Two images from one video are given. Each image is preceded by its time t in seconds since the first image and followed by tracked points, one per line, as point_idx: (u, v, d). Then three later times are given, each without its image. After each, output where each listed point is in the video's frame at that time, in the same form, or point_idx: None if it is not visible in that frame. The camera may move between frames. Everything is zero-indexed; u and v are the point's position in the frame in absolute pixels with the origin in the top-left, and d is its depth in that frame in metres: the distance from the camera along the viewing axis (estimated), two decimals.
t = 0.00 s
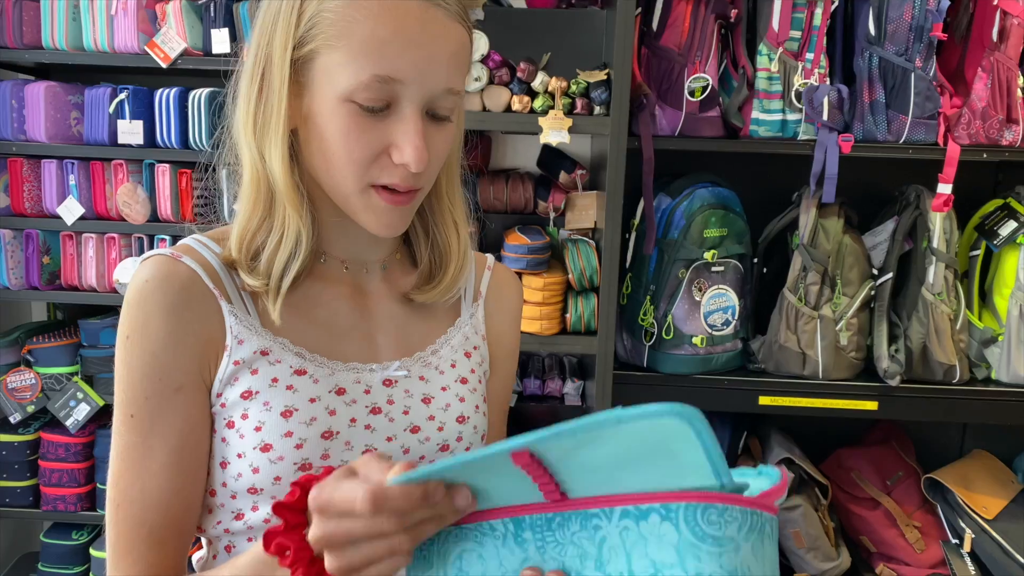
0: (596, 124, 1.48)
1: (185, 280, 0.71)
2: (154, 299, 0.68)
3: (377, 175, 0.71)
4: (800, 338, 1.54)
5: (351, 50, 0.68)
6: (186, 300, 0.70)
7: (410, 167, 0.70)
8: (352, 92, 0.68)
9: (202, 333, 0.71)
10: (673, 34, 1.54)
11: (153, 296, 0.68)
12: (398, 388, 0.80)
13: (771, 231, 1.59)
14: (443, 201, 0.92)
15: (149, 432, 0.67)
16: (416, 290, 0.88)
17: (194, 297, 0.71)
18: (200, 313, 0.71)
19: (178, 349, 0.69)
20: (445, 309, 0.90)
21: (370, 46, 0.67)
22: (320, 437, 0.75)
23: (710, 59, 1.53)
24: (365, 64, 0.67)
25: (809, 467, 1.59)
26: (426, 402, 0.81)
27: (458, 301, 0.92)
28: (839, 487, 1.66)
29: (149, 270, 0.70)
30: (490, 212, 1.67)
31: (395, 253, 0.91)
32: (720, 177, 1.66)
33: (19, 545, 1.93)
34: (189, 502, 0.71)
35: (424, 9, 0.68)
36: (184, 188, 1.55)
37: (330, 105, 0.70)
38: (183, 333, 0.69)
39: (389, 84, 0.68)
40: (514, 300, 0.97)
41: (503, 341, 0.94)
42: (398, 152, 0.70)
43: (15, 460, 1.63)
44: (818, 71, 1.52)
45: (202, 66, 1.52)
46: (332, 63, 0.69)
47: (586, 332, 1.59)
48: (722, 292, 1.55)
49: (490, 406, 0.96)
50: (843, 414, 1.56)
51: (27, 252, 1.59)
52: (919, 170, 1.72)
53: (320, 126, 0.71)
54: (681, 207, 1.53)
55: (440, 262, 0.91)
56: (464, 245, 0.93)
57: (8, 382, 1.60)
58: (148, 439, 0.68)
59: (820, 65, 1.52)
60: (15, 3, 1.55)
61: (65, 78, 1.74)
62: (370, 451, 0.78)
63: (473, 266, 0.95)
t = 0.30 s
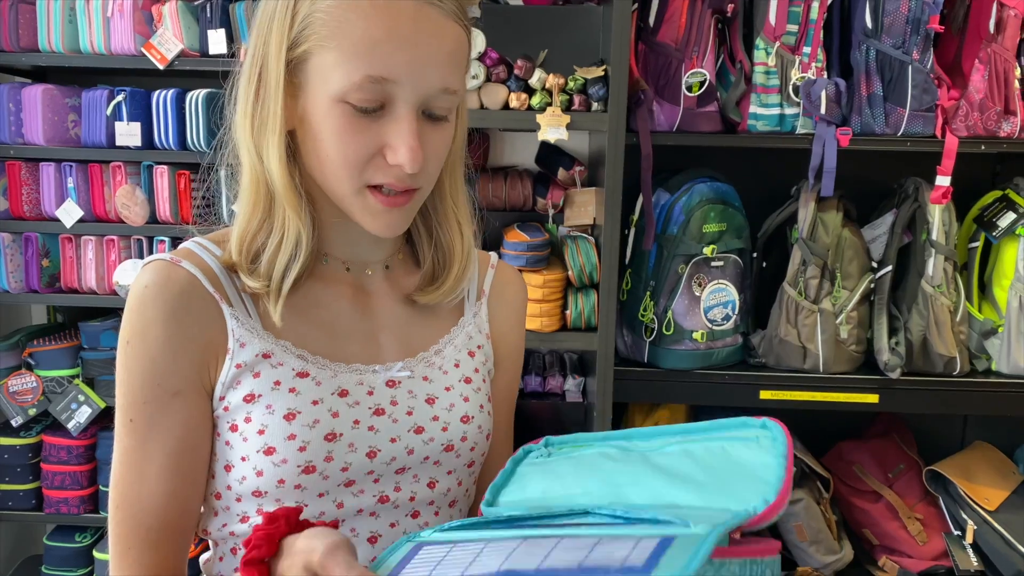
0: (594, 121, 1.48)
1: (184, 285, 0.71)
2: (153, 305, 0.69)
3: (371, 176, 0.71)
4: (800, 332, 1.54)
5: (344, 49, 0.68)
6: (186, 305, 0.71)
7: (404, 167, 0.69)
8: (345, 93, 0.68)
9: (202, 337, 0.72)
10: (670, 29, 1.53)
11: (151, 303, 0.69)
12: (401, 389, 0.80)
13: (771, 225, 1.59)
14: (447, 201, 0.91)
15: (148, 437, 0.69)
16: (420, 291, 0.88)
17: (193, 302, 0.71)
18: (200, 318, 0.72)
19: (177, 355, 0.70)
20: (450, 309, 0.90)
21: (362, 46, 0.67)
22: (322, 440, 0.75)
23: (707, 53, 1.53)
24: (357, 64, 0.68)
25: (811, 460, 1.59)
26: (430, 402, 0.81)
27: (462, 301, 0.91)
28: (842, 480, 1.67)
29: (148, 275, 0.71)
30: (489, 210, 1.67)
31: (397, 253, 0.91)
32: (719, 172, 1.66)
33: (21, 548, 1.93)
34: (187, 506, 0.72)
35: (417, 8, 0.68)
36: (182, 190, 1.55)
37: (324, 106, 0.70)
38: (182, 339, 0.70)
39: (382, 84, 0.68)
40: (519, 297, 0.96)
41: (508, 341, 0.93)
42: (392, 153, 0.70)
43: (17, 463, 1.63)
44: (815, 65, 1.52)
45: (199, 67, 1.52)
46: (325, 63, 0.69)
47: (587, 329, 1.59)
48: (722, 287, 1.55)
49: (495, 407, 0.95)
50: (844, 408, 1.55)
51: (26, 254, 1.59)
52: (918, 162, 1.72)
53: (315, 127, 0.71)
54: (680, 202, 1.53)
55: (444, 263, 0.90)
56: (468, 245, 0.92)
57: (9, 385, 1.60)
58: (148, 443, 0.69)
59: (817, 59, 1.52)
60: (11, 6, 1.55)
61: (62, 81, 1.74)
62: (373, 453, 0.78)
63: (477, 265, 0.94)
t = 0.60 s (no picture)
0: (595, 118, 1.48)
1: (181, 289, 0.72)
2: (150, 309, 0.70)
3: (365, 173, 0.71)
4: (802, 328, 1.54)
5: (333, 45, 0.68)
6: (183, 309, 0.71)
7: (398, 164, 0.69)
8: (335, 90, 0.68)
9: (200, 340, 0.72)
10: (670, 26, 1.53)
11: (148, 307, 0.70)
12: (403, 390, 0.80)
13: (771, 221, 1.59)
14: (448, 199, 0.91)
15: (146, 440, 0.69)
16: (422, 291, 0.88)
17: (190, 306, 0.72)
18: (197, 321, 0.72)
19: (174, 358, 0.70)
20: (455, 307, 0.90)
21: (351, 41, 0.67)
22: (324, 443, 0.75)
23: (707, 50, 1.53)
24: (347, 60, 0.67)
25: (813, 456, 1.59)
26: (432, 403, 0.81)
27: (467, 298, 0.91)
28: (844, 476, 1.67)
29: (145, 280, 0.71)
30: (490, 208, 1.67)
31: (400, 251, 0.91)
32: (719, 168, 1.66)
33: (24, 549, 1.93)
34: (187, 508, 0.72)
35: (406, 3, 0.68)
36: (183, 190, 1.55)
37: (316, 103, 0.70)
38: (178, 343, 0.70)
39: (372, 80, 0.68)
40: (523, 293, 0.95)
41: (513, 339, 0.93)
42: (385, 150, 0.70)
43: (20, 464, 1.63)
44: (815, 60, 1.52)
45: (199, 66, 1.52)
46: (316, 59, 0.69)
47: (589, 326, 1.59)
48: (723, 284, 1.55)
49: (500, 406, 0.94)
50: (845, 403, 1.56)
51: (27, 256, 1.59)
52: (919, 157, 1.72)
53: (307, 125, 0.71)
54: (681, 199, 1.54)
55: (447, 260, 0.90)
56: (471, 243, 0.92)
57: (11, 386, 1.61)
58: (144, 448, 0.69)
59: (817, 55, 1.52)
60: (10, 7, 1.54)
61: (62, 82, 1.74)
62: (376, 455, 0.78)
63: (481, 261, 0.94)
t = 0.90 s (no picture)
0: (595, 113, 1.48)
1: (177, 288, 0.71)
2: (146, 308, 0.70)
3: (358, 167, 0.71)
4: (803, 323, 1.55)
5: (320, 38, 0.68)
6: (179, 308, 0.71)
7: (388, 157, 0.69)
8: (324, 83, 0.68)
9: (198, 340, 0.72)
10: (670, 20, 1.53)
11: (143, 306, 0.69)
12: (405, 388, 0.80)
13: (772, 217, 1.59)
14: (446, 195, 0.90)
15: (132, 440, 0.68)
16: (421, 287, 0.88)
17: (186, 306, 0.72)
18: (194, 321, 0.72)
19: (169, 358, 0.70)
20: (456, 302, 0.90)
21: (336, 33, 0.67)
22: (325, 442, 0.75)
23: (707, 44, 1.53)
24: (333, 53, 0.67)
25: (815, 451, 1.59)
26: (434, 401, 0.81)
27: (468, 293, 0.91)
28: (846, 470, 1.67)
29: (142, 278, 0.71)
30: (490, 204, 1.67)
31: (399, 247, 0.91)
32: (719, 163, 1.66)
33: (27, 548, 1.93)
34: (168, 511, 0.71)
35: None
36: (183, 187, 1.56)
37: (305, 98, 0.70)
38: (174, 342, 0.70)
39: (360, 72, 0.68)
40: (523, 288, 0.95)
41: (515, 335, 0.93)
42: (376, 143, 0.69)
43: (22, 463, 1.63)
44: (815, 55, 1.51)
45: (198, 64, 1.52)
46: (303, 53, 0.69)
47: (590, 321, 1.59)
48: (724, 279, 1.55)
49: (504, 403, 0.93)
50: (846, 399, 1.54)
51: (28, 255, 1.58)
52: (920, 151, 1.72)
53: (298, 120, 0.71)
54: (681, 194, 1.54)
55: (446, 256, 0.91)
56: (469, 239, 0.92)
57: (13, 385, 1.60)
58: (131, 446, 0.69)
59: (817, 49, 1.52)
60: (10, 7, 1.54)
61: (62, 80, 1.74)
62: (378, 453, 0.78)
63: (481, 256, 0.94)
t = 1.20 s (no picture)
0: (588, 88, 1.48)
1: (168, 267, 0.71)
2: (138, 289, 0.69)
3: (338, 128, 0.71)
4: (802, 291, 1.55)
5: None
6: (172, 286, 0.71)
7: (368, 114, 0.69)
8: (300, 40, 0.69)
9: (191, 317, 0.72)
10: None
11: (136, 288, 0.69)
12: (402, 357, 0.80)
13: (768, 186, 1.59)
14: (435, 163, 0.90)
15: (141, 422, 0.69)
16: (414, 258, 0.88)
17: (179, 284, 0.71)
18: (188, 298, 0.72)
19: (166, 336, 0.70)
20: (451, 271, 0.90)
21: None
22: (324, 412, 0.75)
23: (698, 15, 1.52)
24: (307, 8, 0.68)
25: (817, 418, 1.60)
26: (431, 369, 0.81)
27: (462, 262, 0.91)
28: (850, 437, 1.67)
29: (133, 259, 0.71)
30: (485, 184, 1.66)
31: (389, 219, 0.91)
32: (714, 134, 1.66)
33: (40, 544, 1.95)
34: (189, 489, 0.72)
35: None
36: (179, 178, 1.55)
37: (283, 60, 0.70)
38: (170, 321, 0.70)
39: (334, 26, 0.69)
40: (519, 258, 0.95)
41: (512, 303, 0.93)
42: (354, 100, 0.70)
43: (31, 459, 1.64)
44: (806, 21, 1.51)
45: (187, 54, 1.51)
46: (279, 13, 0.69)
47: (590, 298, 1.59)
48: (723, 250, 1.55)
49: (501, 371, 0.94)
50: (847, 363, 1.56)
51: (27, 252, 1.58)
52: (916, 116, 1.72)
53: (278, 83, 0.72)
54: (677, 166, 1.54)
55: (438, 226, 0.91)
56: (461, 208, 0.91)
57: (18, 382, 1.61)
58: (139, 428, 0.69)
59: (808, 15, 1.51)
60: None
61: (53, 75, 1.75)
62: (377, 422, 0.78)
63: (475, 227, 0.94)
